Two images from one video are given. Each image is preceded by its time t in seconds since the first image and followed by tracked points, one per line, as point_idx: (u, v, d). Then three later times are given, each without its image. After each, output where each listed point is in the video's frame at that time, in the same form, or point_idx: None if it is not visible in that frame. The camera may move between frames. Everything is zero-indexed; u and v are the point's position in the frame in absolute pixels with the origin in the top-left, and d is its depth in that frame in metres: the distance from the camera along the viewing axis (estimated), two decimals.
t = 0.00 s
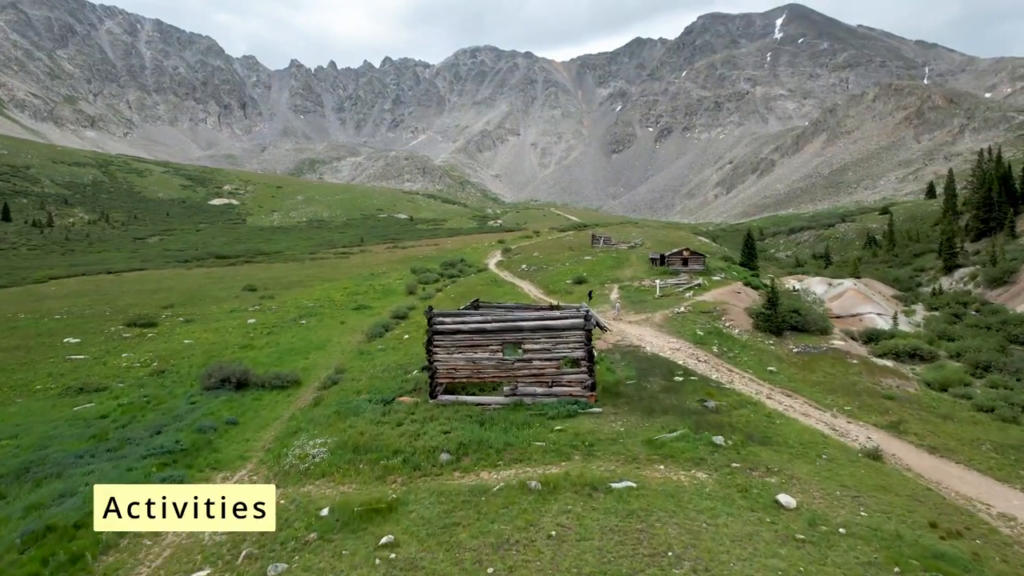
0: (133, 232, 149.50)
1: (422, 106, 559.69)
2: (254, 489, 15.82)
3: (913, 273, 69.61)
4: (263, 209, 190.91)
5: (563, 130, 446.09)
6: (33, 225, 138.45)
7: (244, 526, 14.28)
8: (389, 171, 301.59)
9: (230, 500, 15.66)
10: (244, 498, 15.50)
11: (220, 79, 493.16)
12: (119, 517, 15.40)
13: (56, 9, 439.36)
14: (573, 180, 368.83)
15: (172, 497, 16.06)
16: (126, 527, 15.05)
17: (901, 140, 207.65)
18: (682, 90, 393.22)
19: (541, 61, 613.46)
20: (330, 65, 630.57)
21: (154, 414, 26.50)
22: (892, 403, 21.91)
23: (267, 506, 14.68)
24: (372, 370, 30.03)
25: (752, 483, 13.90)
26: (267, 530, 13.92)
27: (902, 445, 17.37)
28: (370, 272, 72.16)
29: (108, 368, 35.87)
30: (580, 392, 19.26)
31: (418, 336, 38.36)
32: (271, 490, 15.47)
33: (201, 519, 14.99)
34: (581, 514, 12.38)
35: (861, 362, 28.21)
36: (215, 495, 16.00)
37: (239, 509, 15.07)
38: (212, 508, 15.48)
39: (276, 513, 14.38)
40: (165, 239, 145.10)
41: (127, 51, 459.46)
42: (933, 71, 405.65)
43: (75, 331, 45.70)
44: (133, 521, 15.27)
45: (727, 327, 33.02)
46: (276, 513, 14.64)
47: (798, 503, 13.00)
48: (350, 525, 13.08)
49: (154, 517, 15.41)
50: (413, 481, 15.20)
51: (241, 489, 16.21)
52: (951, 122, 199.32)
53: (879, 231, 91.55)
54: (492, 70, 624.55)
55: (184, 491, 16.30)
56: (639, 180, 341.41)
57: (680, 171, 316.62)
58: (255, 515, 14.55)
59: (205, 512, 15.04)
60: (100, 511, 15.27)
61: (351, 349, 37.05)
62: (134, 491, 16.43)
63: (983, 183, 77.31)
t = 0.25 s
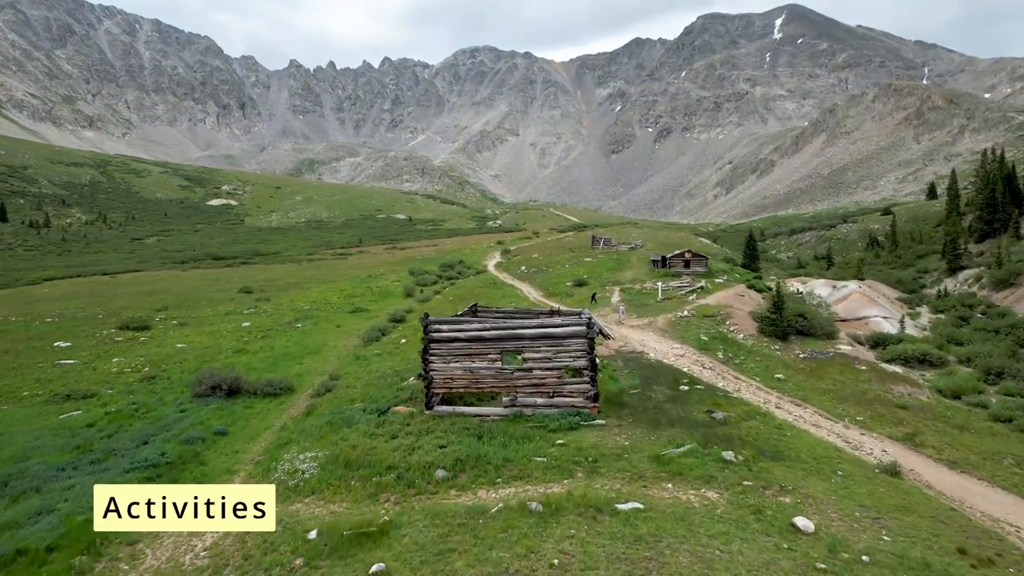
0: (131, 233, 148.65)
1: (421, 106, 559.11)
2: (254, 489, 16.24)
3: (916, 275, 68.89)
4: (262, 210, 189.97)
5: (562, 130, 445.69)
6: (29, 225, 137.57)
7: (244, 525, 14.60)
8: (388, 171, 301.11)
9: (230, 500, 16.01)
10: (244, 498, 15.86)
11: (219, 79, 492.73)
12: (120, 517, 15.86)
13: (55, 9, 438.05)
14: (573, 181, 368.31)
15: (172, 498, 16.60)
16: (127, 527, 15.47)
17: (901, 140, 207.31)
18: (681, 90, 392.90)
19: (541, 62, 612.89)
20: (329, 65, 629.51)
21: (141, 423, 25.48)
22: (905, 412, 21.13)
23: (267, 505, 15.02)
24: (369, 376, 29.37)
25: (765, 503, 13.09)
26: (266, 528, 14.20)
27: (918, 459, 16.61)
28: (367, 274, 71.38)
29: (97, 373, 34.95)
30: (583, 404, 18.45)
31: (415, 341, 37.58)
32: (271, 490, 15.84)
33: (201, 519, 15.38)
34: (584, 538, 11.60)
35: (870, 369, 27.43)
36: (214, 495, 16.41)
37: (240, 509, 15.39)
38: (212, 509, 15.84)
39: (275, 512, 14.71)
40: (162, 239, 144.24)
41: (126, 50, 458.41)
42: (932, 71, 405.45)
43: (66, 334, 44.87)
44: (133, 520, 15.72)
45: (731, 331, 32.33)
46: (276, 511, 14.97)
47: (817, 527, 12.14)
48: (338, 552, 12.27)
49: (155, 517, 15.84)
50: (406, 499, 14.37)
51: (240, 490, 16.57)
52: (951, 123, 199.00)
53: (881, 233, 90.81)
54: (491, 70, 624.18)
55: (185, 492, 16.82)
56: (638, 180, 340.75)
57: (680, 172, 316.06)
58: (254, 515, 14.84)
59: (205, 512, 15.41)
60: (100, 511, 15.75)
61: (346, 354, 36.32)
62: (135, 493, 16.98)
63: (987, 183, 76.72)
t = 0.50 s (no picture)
0: (128, 233, 147.52)
1: (420, 106, 558.16)
2: (253, 489, 16.37)
3: (920, 276, 68.16)
4: (260, 210, 188.88)
5: (561, 130, 444.87)
6: (26, 226, 136.50)
7: (244, 526, 14.74)
8: (387, 171, 300.05)
9: (230, 500, 16.18)
10: (244, 498, 16.00)
11: (218, 79, 491.26)
12: (120, 517, 16.04)
13: (53, 9, 436.59)
14: (572, 181, 367.46)
15: (172, 498, 16.80)
16: (127, 526, 15.65)
17: (900, 140, 206.64)
18: (680, 90, 392.59)
19: (540, 62, 612.33)
20: (328, 65, 628.29)
21: (127, 432, 24.55)
22: (920, 422, 20.32)
23: (267, 506, 15.13)
24: (366, 382, 28.64)
25: (782, 530, 12.17)
26: (267, 528, 14.41)
27: (941, 476, 15.75)
28: (364, 276, 70.48)
29: (84, 380, 33.87)
30: (586, 416, 17.57)
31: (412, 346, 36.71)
32: (270, 491, 15.93)
33: (202, 519, 15.57)
34: (590, 569, 10.76)
35: (881, 376, 26.56)
36: (214, 495, 16.57)
37: (240, 509, 15.52)
38: (212, 508, 16.00)
39: (275, 511, 14.88)
40: (160, 240, 143.20)
41: (124, 50, 456.75)
42: (932, 72, 405.06)
43: (55, 338, 43.84)
44: (135, 520, 15.94)
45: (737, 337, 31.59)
46: (276, 512, 15.09)
47: (841, 557, 11.21)
48: None
49: (154, 517, 16.02)
50: (399, 522, 13.50)
51: (240, 491, 16.74)
52: (951, 123, 198.37)
53: (884, 233, 90.03)
54: (490, 70, 623.00)
55: (184, 492, 17.03)
56: (638, 180, 339.90)
57: (679, 172, 315.30)
58: (255, 515, 15.00)
59: (205, 511, 15.58)
60: (100, 511, 15.95)
61: (341, 359, 35.50)
62: (135, 493, 17.18)
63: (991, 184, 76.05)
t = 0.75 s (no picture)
0: (125, 233, 146.73)
1: (419, 106, 557.22)
2: (253, 489, 16.44)
3: (923, 278, 67.52)
4: (258, 210, 187.73)
5: (561, 130, 444.25)
6: (23, 226, 135.73)
7: (245, 527, 14.73)
8: (386, 171, 299.25)
9: (230, 500, 16.29)
10: (244, 498, 16.06)
11: (217, 79, 490.49)
12: (120, 516, 16.22)
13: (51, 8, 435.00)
14: (571, 181, 366.72)
15: (172, 497, 17.05)
16: (128, 526, 15.82)
17: (900, 140, 206.09)
18: (680, 91, 392.28)
19: (539, 62, 611.88)
20: (327, 65, 627.39)
21: (113, 442, 23.69)
22: (934, 433, 19.58)
23: (267, 506, 15.13)
24: (361, 389, 27.90)
25: (800, 556, 11.38)
26: (267, 529, 14.36)
27: (961, 493, 15.04)
28: (362, 277, 69.72)
29: (73, 386, 32.89)
30: (588, 428, 16.81)
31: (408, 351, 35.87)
32: (270, 492, 16.02)
33: (202, 519, 15.69)
34: None
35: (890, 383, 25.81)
36: (214, 496, 16.73)
37: (240, 509, 15.60)
38: (212, 508, 16.16)
39: (276, 513, 14.78)
40: (157, 240, 142.16)
41: (123, 50, 455.80)
42: (931, 72, 404.54)
43: (45, 342, 42.97)
44: (134, 520, 16.08)
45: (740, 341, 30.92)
46: (275, 512, 15.07)
47: None
48: None
49: (155, 517, 16.20)
50: (392, 544, 12.69)
51: (240, 490, 16.85)
52: (951, 123, 197.84)
53: (885, 235, 89.43)
54: (490, 70, 622.19)
55: (184, 493, 17.21)
56: (637, 180, 339.23)
57: (678, 172, 314.65)
58: (255, 515, 15.01)
59: (206, 511, 15.75)
60: (101, 511, 16.14)
61: (337, 364, 34.74)
62: (135, 493, 17.37)
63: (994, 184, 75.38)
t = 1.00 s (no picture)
0: (122, 234, 145.81)
1: (418, 106, 556.10)
2: (253, 490, 16.69)
3: (927, 280, 66.75)
4: (256, 211, 186.75)
5: (560, 130, 443.48)
6: (19, 226, 134.74)
7: (244, 528, 14.82)
8: (385, 171, 298.26)
9: (230, 501, 16.67)
10: (244, 499, 16.30)
11: (216, 79, 489.31)
12: (120, 516, 16.71)
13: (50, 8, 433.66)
14: (570, 181, 365.85)
15: (172, 498, 17.46)
16: (128, 526, 16.24)
17: (899, 140, 205.47)
18: (679, 91, 391.67)
19: (539, 62, 611.07)
20: (326, 65, 626.09)
21: (96, 454, 22.65)
22: (953, 446, 18.74)
23: (267, 506, 15.25)
24: (355, 397, 27.09)
25: None
26: (266, 530, 14.32)
27: (988, 516, 14.22)
28: (359, 279, 68.83)
29: (59, 393, 31.79)
30: (592, 445, 15.91)
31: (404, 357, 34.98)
32: (270, 492, 16.30)
33: (202, 520, 16.06)
34: None
35: (901, 390, 24.93)
36: (214, 496, 17.19)
37: (240, 510, 15.72)
38: (212, 509, 16.53)
39: (275, 514, 14.82)
40: (154, 241, 141.20)
41: (121, 50, 454.54)
42: (930, 72, 403.80)
43: (33, 346, 41.89)
44: (134, 520, 16.54)
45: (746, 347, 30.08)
46: (275, 513, 15.13)
47: None
48: None
49: (155, 517, 16.55)
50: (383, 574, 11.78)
51: (238, 491, 17.26)
52: (950, 123, 197.19)
53: (887, 236, 88.71)
54: (489, 70, 621.32)
55: (183, 493, 17.68)
56: (636, 181, 338.52)
57: (677, 172, 313.93)
58: (255, 515, 15.10)
59: (206, 512, 16.15)
60: (101, 511, 16.63)
61: (331, 370, 33.93)
62: (135, 493, 17.88)
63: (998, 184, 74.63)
